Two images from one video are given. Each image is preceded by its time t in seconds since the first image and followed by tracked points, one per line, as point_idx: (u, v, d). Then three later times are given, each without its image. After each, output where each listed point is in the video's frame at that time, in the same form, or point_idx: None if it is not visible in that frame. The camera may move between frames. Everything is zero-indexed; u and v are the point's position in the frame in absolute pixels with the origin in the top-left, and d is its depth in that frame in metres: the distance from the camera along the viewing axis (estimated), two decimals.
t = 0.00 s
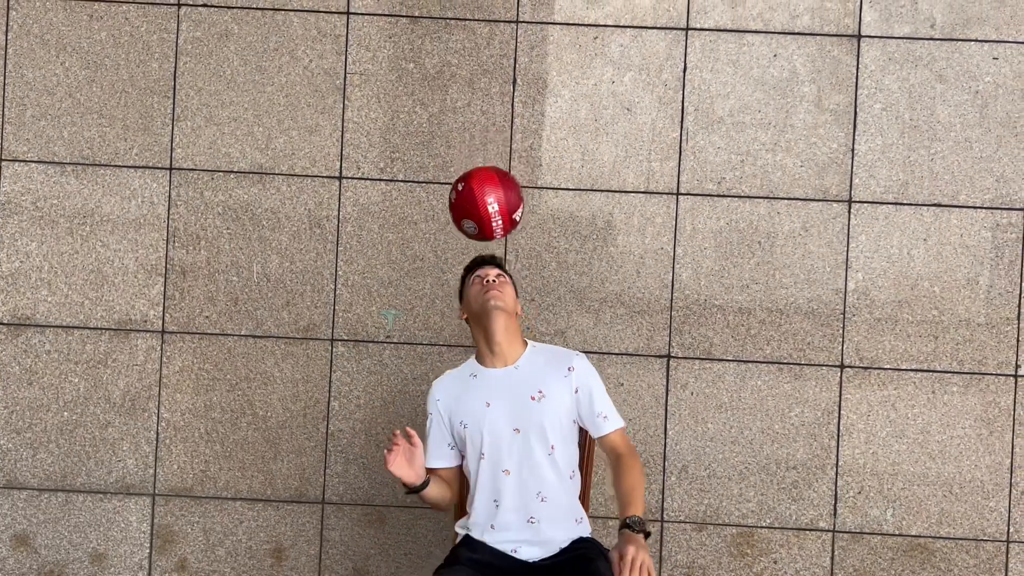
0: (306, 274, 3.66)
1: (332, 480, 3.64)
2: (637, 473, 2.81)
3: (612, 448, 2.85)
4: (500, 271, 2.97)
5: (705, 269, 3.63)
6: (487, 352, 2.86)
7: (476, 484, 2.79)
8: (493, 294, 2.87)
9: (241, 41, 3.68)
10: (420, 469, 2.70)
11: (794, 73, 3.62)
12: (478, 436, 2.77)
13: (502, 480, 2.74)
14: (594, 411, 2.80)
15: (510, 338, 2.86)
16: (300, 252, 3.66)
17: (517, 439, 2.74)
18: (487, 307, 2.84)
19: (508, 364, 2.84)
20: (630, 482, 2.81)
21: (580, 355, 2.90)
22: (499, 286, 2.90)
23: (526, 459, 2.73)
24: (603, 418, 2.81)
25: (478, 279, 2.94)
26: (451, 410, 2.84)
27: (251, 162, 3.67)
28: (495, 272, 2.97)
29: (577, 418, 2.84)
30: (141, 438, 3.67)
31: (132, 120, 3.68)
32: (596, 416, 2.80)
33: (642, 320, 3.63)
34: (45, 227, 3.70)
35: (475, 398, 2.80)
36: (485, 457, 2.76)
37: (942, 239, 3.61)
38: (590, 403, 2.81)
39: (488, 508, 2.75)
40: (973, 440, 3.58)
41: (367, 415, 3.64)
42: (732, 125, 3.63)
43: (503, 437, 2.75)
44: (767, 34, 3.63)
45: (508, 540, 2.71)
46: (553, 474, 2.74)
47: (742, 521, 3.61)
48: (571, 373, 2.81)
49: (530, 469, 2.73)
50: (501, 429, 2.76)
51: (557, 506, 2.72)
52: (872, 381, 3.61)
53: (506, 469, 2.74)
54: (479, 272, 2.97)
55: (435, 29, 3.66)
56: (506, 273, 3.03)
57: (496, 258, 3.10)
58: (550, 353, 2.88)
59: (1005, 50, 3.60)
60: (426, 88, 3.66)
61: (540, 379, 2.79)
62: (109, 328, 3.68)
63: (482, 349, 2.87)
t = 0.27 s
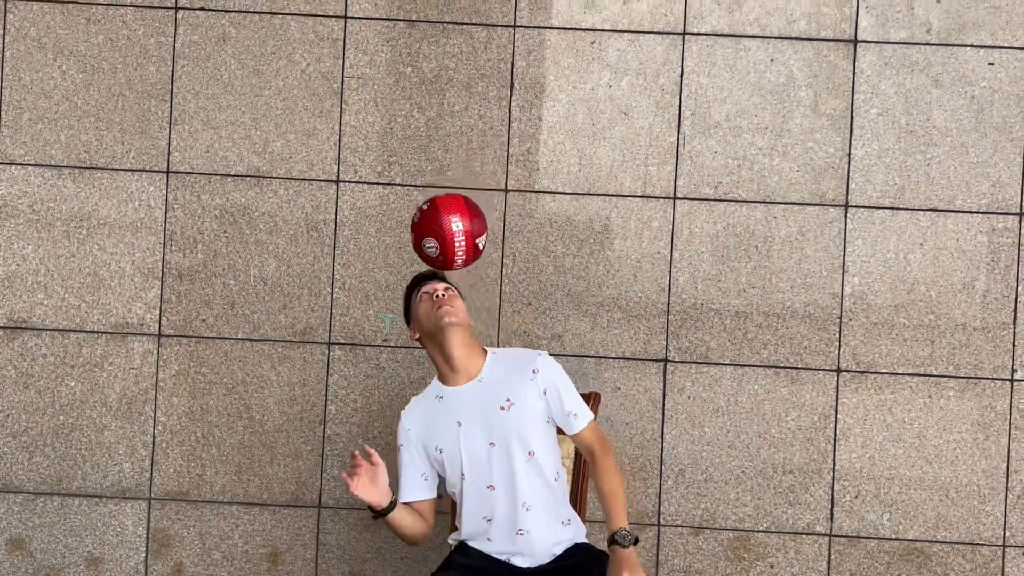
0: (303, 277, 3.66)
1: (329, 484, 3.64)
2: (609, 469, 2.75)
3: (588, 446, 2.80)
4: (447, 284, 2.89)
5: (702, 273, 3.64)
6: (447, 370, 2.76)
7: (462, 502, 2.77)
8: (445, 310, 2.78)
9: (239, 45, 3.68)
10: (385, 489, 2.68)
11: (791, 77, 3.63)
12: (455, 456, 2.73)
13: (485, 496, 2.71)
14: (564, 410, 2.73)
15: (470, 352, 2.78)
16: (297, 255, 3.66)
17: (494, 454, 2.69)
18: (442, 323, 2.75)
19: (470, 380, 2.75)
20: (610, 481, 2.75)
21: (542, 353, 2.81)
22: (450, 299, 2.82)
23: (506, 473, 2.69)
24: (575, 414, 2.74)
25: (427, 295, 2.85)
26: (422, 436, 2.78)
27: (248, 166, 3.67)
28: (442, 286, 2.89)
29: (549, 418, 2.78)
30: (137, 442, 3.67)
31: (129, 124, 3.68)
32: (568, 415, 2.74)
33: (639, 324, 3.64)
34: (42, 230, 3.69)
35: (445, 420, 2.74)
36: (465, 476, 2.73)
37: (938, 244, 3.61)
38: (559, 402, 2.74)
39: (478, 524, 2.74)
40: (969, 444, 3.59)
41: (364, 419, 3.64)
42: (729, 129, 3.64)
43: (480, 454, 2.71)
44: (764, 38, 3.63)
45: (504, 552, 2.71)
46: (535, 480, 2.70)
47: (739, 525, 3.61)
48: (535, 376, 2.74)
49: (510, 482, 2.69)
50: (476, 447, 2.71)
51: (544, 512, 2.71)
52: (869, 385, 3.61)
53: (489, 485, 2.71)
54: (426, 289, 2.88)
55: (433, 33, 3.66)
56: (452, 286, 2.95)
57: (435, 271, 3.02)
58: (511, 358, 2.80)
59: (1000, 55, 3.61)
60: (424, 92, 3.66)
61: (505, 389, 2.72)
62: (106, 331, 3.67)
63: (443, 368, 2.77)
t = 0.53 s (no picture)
0: (302, 281, 3.66)
1: (327, 488, 3.64)
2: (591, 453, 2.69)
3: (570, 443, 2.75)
4: (453, 292, 3.01)
5: (700, 277, 3.65)
6: (436, 367, 2.84)
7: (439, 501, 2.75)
8: (445, 311, 2.89)
9: (238, 49, 3.68)
10: (365, 458, 2.63)
11: (789, 82, 3.64)
12: (435, 452, 2.75)
13: (462, 493, 2.71)
14: (546, 407, 2.74)
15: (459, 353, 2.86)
16: (296, 259, 3.66)
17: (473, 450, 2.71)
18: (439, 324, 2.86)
19: (457, 378, 2.82)
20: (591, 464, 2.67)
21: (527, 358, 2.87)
22: (452, 305, 2.93)
23: (484, 470, 2.70)
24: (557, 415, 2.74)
25: (432, 298, 2.96)
26: (405, 431, 2.81)
27: (247, 169, 3.67)
28: (449, 293, 3.00)
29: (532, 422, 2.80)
30: (135, 445, 3.66)
31: (129, 127, 3.69)
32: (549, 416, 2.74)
33: (637, 328, 3.64)
34: (41, 234, 3.69)
35: (427, 416, 2.78)
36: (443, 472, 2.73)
37: (936, 248, 3.62)
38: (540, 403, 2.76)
39: (455, 524, 2.72)
40: (967, 448, 3.60)
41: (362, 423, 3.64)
42: (727, 133, 3.65)
43: (459, 450, 2.72)
44: (762, 43, 3.65)
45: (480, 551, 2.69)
46: (514, 479, 2.71)
47: (737, 529, 3.62)
48: (517, 377, 2.79)
49: (489, 478, 2.69)
50: (455, 442, 2.73)
51: (522, 510, 2.70)
52: (867, 389, 3.62)
53: (466, 482, 2.71)
54: (431, 293, 3.00)
55: (432, 37, 3.67)
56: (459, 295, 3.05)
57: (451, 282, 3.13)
58: (496, 361, 2.86)
59: (997, 61, 3.62)
60: (423, 96, 3.67)
61: (488, 388, 2.77)
62: (104, 335, 3.67)
63: (431, 364, 2.86)
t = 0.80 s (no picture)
0: (301, 284, 3.67)
1: (326, 491, 3.64)
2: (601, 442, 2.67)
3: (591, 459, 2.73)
4: (505, 279, 2.94)
5: (699, 280, 3.65)
6: (478, 352, 2.86)
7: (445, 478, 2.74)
8: (492, 300, 2.84)
9: (238, 53, 3.69)
10: (381, 479, 2.55)
11: (788, 87, 3.65)
12: (453, 427, 2.74)
13: (471, 474, 2.69)
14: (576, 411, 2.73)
15: (501, 345, 2.85)
16: (295, 262, 3.67)
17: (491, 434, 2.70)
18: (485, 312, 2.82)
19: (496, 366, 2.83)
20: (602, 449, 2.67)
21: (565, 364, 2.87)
22: (500, 292, 2.86)
23: (497, 456, 2.69)
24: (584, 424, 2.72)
25: (482, 283, 2.91)
26: (432, 398, 2.81)
27: (247, 173, 3.68)
28: (500, 278, 2.93)
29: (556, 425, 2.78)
30: (134, 449, 3.66)
31: (128, 130, 3.69)
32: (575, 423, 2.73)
33: (636, 331, 3.65)
34: (40, 237, 3.69)
35: (455, 390, 2.78)
36: (457, 448, 2.72)
37: (934, 252, 3.64)
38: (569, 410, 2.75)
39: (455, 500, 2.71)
40: (965, 452, 3.60)
41: (361, 426, 3.64)
42: (726, 138, 3.66)
43: (477, 431, 2.72)
44: (760, 48, 3.66)
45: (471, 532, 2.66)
46: (523, 473, 2.69)
47: (736, 532, 3.62)
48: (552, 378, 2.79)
49: (500, 465, 2.68)
50: (475, 423, 2.73)
51: (524, 505, 2.67)
52: (865, 393, 3.63)
53: (475, 463, 2.69)
54: (484, 278, 2.94)
55: (431, 41, 3.68)
56: (511, 281, 3.00)
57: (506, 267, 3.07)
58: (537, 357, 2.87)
59: (995, 66, 3.63)
60: (422, 100, 3.67)
61: (521, 381, 2.77)
62: (103, 338, 3.67)
63: (473, 349, 2.87)
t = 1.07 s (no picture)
0: (299, 287, 3.67)
1: (324, 494, 3.64)
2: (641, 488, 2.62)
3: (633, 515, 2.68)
4: (539, 298, 2.85)
5: (697, 283, 3.66)
6: (511, 376, 2.77)
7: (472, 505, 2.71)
8: (527, 320, 2.74)
9: (236, 55, 3.69)
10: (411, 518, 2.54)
11: (786, 90, 3.66)
12: (486, 458, 2.69)
13: (501, 506, 2.66)
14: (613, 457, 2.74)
15: (538, 370, 2.76)
16: (294, 265, 3.67)
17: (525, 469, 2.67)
18: (520, 336, 2.73)
19: (530, 394, 2.75)
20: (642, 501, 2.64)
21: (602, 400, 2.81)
22: (535, 314, 2.76)
23: (530, 491, 2.66)
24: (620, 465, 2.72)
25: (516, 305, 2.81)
26: (465, 425, 2.74)
27: (245, 175, 3.68)
28: (534, 300, 2.84)
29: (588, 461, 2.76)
30: (131, 451, 3.66)
31: (127, 133, 3.69)
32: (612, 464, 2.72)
33: (634, 334, 3.65)
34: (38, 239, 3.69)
35: (491, 421, 2.72)
36: (489, 479, 2.68)
37: (932, 255, 3.64)
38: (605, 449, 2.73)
39: (482, 529, 2.68)
40: (962, 455, 3.61)
41: (359, 429, 3.64)
42: (724, 141, 3.66)
43: (512, 465, 2.68)
44: (758, 51, 3.66)
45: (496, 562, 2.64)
46: (553, 510, 2.68)
47: (734, 535, 3.62)
48: (590, 417, 2.73)
49: (531, 500, 2.66)
50: (510, 456, 2.68)
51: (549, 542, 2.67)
52: (863, 396, 3.63)
53: (507, 496, 2.66)
54: (519, 298, 2.85)
55: (430, 44, 3.68)
56: (545, 300, 2.91)
57: (540, 286, 2.98)
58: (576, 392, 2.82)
59: (992, 69, 3.64)
60: (421, 102, 3.68)
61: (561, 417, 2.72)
62: (101, 340, 3.67)
63: (508, 372, 2.78)
